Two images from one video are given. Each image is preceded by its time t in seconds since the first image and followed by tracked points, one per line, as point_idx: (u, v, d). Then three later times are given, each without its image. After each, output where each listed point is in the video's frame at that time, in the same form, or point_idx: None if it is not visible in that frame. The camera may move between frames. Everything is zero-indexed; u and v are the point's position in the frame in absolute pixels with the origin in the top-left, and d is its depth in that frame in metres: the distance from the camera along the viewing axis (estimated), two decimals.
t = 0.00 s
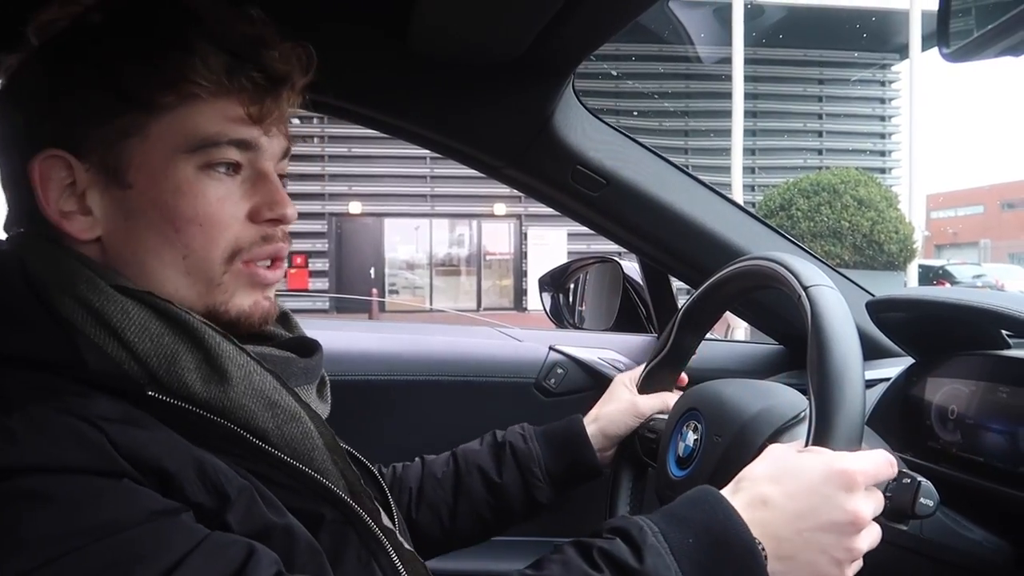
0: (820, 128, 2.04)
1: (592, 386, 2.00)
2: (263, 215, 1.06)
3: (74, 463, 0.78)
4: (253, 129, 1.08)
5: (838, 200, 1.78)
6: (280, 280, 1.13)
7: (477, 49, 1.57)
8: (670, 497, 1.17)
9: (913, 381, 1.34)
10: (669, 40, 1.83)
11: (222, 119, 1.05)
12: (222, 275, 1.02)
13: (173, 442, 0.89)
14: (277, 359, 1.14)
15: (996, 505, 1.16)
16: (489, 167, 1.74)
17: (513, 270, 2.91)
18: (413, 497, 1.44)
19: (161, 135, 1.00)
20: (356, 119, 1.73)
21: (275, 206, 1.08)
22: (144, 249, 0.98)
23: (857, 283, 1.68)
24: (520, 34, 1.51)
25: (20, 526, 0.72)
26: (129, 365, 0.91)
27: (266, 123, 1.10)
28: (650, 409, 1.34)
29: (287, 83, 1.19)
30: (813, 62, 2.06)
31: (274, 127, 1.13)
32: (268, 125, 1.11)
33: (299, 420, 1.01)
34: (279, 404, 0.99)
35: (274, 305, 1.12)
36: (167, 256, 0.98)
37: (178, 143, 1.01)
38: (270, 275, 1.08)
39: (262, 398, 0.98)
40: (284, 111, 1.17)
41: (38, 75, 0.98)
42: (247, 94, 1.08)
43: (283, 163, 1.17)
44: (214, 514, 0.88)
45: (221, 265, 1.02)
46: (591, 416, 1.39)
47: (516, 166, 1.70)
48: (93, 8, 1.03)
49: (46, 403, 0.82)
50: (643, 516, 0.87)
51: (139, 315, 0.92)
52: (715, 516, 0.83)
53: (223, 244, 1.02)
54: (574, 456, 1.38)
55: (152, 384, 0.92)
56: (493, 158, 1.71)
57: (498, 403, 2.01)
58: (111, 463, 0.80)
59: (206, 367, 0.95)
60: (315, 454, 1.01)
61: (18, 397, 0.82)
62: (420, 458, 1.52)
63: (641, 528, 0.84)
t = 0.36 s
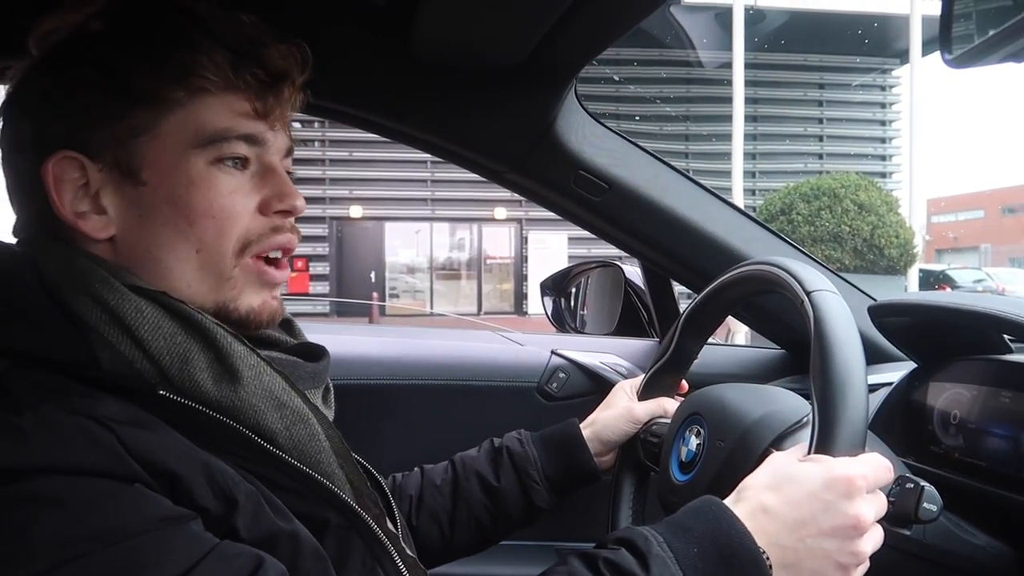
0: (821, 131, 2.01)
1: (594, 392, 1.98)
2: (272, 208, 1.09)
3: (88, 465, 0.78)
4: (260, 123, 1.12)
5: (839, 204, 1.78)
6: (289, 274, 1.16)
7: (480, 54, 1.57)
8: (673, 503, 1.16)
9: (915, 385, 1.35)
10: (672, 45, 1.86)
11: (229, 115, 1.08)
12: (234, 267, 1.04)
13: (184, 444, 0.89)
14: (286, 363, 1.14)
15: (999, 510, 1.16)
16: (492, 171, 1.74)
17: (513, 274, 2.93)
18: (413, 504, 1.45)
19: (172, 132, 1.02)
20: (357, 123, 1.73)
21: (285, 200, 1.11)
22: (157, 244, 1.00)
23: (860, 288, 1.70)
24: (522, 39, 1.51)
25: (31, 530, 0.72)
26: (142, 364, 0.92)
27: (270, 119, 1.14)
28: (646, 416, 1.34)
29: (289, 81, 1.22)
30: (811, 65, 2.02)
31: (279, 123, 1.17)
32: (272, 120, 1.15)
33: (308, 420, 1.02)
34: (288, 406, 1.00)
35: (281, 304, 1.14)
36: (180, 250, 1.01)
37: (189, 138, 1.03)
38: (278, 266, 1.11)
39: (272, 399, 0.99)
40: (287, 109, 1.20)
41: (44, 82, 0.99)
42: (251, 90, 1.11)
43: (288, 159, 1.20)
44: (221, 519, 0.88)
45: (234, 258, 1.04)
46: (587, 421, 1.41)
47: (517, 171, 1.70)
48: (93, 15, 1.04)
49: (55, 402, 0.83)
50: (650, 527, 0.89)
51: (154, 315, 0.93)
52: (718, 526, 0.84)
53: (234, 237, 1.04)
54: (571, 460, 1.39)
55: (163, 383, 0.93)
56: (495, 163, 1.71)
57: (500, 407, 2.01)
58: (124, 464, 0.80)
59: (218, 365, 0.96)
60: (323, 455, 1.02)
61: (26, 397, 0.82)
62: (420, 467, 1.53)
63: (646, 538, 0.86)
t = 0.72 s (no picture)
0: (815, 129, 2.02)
1: (597, 392, 2.00)
2: (249, 196, 1.12)
3: (100, 472, 0.78)
4: (229, 114, 1.13)
5: (824, 201, 1.79)
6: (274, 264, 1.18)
7: (480, 57, 1.58)
8: (679, 502, 1.17)
9: (918, 381, 1.35)
10: (673, 47, 1.87)
11: (200, 107, 1.10)
12: (215, 258, 1.06)
13: (193, 449, 0.89)
14: (290, 365, 1.15)
15: (1002, 504, 1.17)
16: (494, 174, 1.75)
17: (509, 275, 2.93)
18: (418, 509, 1.45)
19: (146, 128, 1.04)
20: (356, 126, 1.73)
21: (260, 187, 1.13)
22: (139, 242, 1.01)
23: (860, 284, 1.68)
24: (523, 42, 1.52)
25: (46, 538, 0.72)
26: (149, 367, 0.92)
27: (240, 110, 1.15)
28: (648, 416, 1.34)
29: (258, 69, 1.24)
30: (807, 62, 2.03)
31: (251, 114, 1.18)
32: (243, 110, 1.16)
33: (312, 421, 1.03)
34: (292, 406, 1.01)
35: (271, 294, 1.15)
36: (162, 245, 1.02)
37: (161, 134, 1.05)
38: (264, 254, 1.13)
39: (277, 399, 1.00)
40: (260, 99, 1.22)
41: (14, 93, 0.99)
42: (220, 81, 1.13)
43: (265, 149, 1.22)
44: (232, 524, 0.88)
45: (214, 249, 1.06)
46: (591, 424, 1.41)
47: (521, 174, 1.71)
48: (59, 28, 1.03)
49: (66, 409, 0.83)
50: (660, 530, 0.89)
51: (159, 318, 0.94)
52: (728, 529, 0.84)
53: (214, 226, 1.06)
54: (574, 461, 1.39)
55: (173, 387, 0.93)
56: (497, 165, 1.71)
57: (502, 408, 2.02)
58: (136, 471, 0.81)
59: (225, 367, 0.98)
60: (329, 456, 1.02)
61: (39, 404, 0.83)
62: (424, 471, 1.53)
63: (657, 541, 0.87)
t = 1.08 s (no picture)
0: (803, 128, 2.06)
1: (594, 393, 2.00)
2: (231, 202, 1.11)
3: (92, 478, 0.78)
4: (208, 120, 1.13)
5: (787, 200, 1.80)
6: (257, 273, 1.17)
7: (470, 61, 1.58)
8: (677, 502, 1.17)
9: (913, 378, 1.36)
10: (665, 48, 1.86)
11: (177, 114, 1.09)
12: (198, 267, 1.05)
13: (187, 455, 0.89)
14: (281, 370, 1.14)
15: (1000, 499, 1.18)
16: (488, 176, 1.74)
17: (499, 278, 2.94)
18: (419, 513, 1.45)
19: (126, 137, 1.03)
20: (348, 132, 1.73)
21: (242, 193, 1.13)
22: (121, 251, 1.00)
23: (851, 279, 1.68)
24: (513, 46, 1.52)
25: (41, 545, 0.72)
26: (137, 376, 0.91)
27: (218, 116, 1.15)
28: (647, 419, 1.34)
29: (236, 76, 1.24)
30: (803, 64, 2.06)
31: (230, 120, 1.18)
32: (222, 117, 1.16)
33: (303, 426, 1.02)
34: (283, 411, 1.01)
35: (255, 302, 1.14)
36: (143, 254, 1.00)
37: (139, 142, 1.04)
38: (247, 263, 1.12)
39: (268, 405, 0.99)
40: (238, 106, 1.22)
41: None
42: (196, 88, 1.13)
43: (245, 156, 1.21)
44: (228, 529, 0.88)
45: (197, 257, 1.04)
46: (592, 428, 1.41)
47: (514, 177, 1.71)
48: (33, 39, 1.05)
49: (59, 418, 0.83)
50: (664, 532, 0.90)
51: (146, 327, 0.93)
52: (732, 531, 0.85)
53: (196, 234, 1.05)
54: (576, 468, 1.39)
55: (163, 397, 0.93)
56: (492, 168, 1.71)
57: (499, 411, 2.02)
58: (129, 478, 0.80)
59: (215, 373, 0.97)
60: (320, 460, 1.01)
61: (29, 416, 0.83)
62: (424, 474, 1.53)
63: (661, 543, 0.87)
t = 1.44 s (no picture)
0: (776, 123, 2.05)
1: (582, 392, 2.00)
2: (209, 206, 1.11)
3: (71, 484, 0.77)
4: (183, 124, 1.12)
5: (730, 195, 1.77)
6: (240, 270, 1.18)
7: (451, 63, 1.58)
8: (666, 499, 1.17)
9: (897, 371, 1.37)
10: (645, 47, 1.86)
11: (152, 118, 1.08)
12: (183, 269, 1.05)
13: (166, 458, 0.88)
14: (260, 374, 1.13)
15: (985, 489, 1.19)
16: (473, 178, 1.74)
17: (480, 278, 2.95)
18: (410, 513, 1.45)
19: (101, 142, 1.02)
20: (332, 135, 1.72)
21: (220, 196, 1.13)
22: (101, 257, 0.99)
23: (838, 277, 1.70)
24: (495, 48, 1.52)
25: (20, 552, 0.71)
26: (114, 384, 0.90)
27: (193, 119, 1.15)
28: (641, 417, 1.34)
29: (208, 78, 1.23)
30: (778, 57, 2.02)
31: (205, 123, 1.18)
32: (197, 119, 1.15)
33: (285, 429, 1.02)
34: (263, 415, 1.00)
35: (238, 302, 1.14)
36: (124, 258, 1.00)
37: (116, 146, 1.03)
38: (229, 262, 1.13)
39: (247, 409, 0.99)
40: (212, 109, 1.21)
41: None
42: (171, 92, 1.12)
43: (221, 159, 1.21)
44: (211, 532, 0.87)
45: (181, 259, 1.04)
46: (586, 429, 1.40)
47: (499, 177, 1.71)
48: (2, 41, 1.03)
49: (38, 427, 0.82)
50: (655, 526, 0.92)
51: (121, 334, 0.92)
52: (720, 526, 0.86)
53: (179, 236, 1.05)
54: (571, 471, 1.38)
55: (141, 404, 0.91)
56: (477, 170, 1.72)
57: (487, 412, 2.01)
58: (109, 482, 0.80)
59: (192, 380, 0.96)
60: (303, 462, 1.00)
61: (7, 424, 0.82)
62: (417, 474, 1.52)
63: (650, 536, 0.89)
